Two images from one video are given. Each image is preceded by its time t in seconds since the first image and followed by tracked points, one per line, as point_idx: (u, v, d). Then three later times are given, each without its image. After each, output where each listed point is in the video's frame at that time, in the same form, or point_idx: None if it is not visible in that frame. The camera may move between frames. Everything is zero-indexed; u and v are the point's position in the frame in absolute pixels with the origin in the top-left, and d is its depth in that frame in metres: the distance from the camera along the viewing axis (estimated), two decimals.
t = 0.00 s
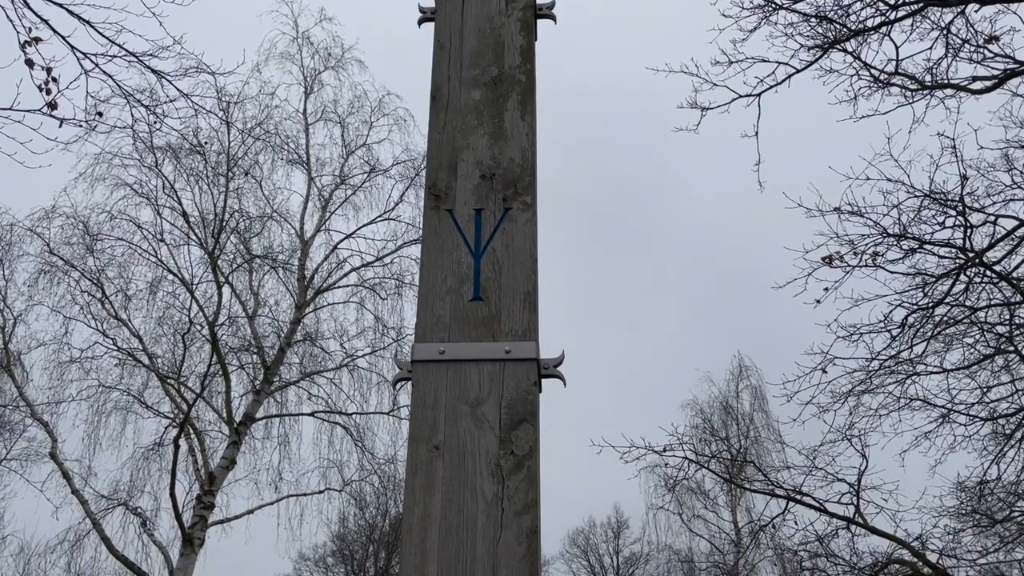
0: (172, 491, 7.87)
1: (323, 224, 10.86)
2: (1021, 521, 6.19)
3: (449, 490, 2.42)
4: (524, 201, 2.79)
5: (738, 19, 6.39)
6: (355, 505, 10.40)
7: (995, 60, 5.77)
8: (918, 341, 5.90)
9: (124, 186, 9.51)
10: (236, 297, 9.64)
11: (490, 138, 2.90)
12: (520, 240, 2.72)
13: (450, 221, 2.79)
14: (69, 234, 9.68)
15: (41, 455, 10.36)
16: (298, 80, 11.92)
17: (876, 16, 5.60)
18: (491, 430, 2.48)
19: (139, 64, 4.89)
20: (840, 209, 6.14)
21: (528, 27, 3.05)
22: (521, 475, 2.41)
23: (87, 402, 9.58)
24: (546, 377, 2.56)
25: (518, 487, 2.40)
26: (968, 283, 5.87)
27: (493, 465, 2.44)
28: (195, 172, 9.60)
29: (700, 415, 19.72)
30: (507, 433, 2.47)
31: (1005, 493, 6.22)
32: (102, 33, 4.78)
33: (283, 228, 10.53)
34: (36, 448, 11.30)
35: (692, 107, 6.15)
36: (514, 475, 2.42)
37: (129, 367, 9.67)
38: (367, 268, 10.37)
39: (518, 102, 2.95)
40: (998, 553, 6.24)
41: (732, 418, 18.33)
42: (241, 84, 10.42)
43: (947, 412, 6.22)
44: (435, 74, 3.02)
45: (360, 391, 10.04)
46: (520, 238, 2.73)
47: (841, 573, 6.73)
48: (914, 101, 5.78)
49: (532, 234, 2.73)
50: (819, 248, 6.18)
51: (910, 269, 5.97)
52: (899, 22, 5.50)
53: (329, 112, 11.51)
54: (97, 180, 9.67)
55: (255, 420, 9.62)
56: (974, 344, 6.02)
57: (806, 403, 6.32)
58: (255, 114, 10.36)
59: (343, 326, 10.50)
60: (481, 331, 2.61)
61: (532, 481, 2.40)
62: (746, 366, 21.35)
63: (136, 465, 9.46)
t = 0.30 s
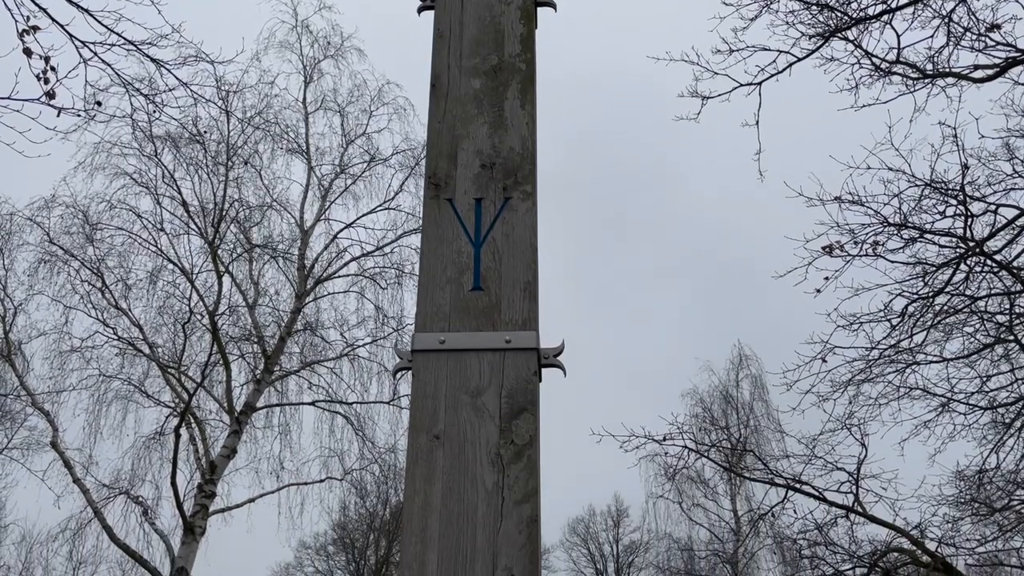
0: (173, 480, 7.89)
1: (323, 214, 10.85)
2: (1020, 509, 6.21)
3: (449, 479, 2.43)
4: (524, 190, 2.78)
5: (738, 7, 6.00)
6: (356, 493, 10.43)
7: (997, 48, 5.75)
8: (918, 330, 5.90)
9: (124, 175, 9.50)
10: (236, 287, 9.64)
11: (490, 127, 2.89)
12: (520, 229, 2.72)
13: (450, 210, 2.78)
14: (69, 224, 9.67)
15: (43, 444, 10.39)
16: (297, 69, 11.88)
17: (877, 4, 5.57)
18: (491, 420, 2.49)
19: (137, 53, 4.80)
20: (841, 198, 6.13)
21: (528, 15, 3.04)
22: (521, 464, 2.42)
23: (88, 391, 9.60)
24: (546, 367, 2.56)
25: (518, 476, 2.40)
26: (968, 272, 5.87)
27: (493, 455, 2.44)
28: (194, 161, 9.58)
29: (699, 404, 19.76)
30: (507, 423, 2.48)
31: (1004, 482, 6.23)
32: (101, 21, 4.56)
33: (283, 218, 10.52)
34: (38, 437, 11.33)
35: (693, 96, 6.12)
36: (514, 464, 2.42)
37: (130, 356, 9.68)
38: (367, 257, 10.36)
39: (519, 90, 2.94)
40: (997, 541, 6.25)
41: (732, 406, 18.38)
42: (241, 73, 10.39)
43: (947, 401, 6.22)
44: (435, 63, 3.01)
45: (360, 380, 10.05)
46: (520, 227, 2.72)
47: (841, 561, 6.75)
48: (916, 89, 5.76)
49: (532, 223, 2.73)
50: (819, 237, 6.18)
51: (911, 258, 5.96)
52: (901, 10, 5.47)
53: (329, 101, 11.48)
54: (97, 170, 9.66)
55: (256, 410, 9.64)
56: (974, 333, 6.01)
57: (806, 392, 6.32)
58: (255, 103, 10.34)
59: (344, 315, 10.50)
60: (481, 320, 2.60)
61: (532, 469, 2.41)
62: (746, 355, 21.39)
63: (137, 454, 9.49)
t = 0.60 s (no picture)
0: (174, 469, 7.91)
1: (323, 203, 10.84)
2: (1019, 497, 6.22)
3: (449, 468, 2.43)
4: (524, 179, 2.77)
5: None
6: (357, 482, 10.46)
7: (999, 36, 5.73)
8: (918, 319, 5.90)
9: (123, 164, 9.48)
10: (236, 276, 9.64)
11: (490, 115, 2.88)
12: (520, 219, 2.71)
13: (450, 199, 2.78)
14: (69, 213, 9.66)
15: (44, 433, 10.41)
16: (296, 57, 11.84)
17: None
18: (491, 409, 2.49)
19: (136, 40, 4.82)
20: (842, 187, 6.12)
21: (529, 3, 3.02)
22: (522, 453, 2.42)
23: (89, 380, 9.60)
24: (546, 356, 2.55)
25: (518, 465, 2.40)
26: (968, 261, 5.86)
27: (493, 444, 2.44)
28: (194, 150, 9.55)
29: (700, 393, 19.78)
30: (507, 412, 2.48)
31: (1003, 470, 6.25)
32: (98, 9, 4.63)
33: (282, 207, 10.50)
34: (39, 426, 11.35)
35: (693, 84, 6.09)
36: (514, 453, 2.42)
37: (130, 345, 9.69)
38: (367, 247, 10.36)
39: (519, 79, 2.92)
40: (996, 529, 6.28)
41: (732, 395, 18.39)
42: (240, 61, 10.36)
43: (947, 390, 6.22)
44: (434, 51, 3.00)
45: (361, 369, 10.06)
46: (520, 216, 2.71)
47: (840, 549, 6.77)
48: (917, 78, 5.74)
49: (532, 212, 2.72)
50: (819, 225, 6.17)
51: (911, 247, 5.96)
52: None
53: (329, 90, 11.44)
54: (97, 158, 9.64)
55: (257, 399, 9.66)
56: (974, 322, 6.01)
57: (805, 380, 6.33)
58: (254, 92, 10.31)
59: (344, 305, 10.50)
60: (481, 309, 2.60)
61: (532, 458, 2.41)
62: (747, 344, 21.39)
63: (138, 442, 9.50)
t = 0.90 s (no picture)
0: (176, 457, 7.93)
1: (323, 191, 10.82)
2: (1017, 486, 6.24)
3: (449, 457, 2.43)
4: (525, 168, 2.76)
5: None
6: (357, 470, 10.47)
7: (1001, 24, 5.70)
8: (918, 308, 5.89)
9: (123, 152, 9.46)
10: (236, 265, 9.62)
11: (490, 104, 2.87)
12: (520, 208, 2.70)
13: (450, 187, 2.77)
14: (69, 201, 9.64)
15: (45, 422, 10.43)
16: (296, 45, 11.79)
17: None
18: (492, 398, 2.48)
19: (136, 29, 4.74)
20: (843, 175, 6.10)
21: None
22: (522, 442, 2.42)
23: (90, 369, 9.61)
24: (546, 345, 2.55)
25: (518, 454, 2.40)
26: (969, 250, 5.85)
27: (493, 433, 2.44)
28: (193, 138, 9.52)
29: (699, 381, 19.80)
30: (507, 401, 2.47)
31: (1002, 459, 6.26)
32: None
33: (282, 195, 10.48)
34: (40, 415, 11.36)
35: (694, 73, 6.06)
36: (514, 442, 2.42)
37: (131, 334, 9.69)
38: (367, 236, 10.34)
39: (519, 67, 2.91)
40: (995, 518, 6.29)
41: (732, 384, 18.40)
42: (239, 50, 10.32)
43: (946, 378, 6.22)
44: (434, 39, 2.98)
45: (361, 358, 10.06)
46: (520, 205, 2.70)
47: (839, 537, 6.79)
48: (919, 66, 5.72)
49: (532, 201, 2.71)
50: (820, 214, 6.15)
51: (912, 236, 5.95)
52: None
53: (328, 78, 11.40)
54: (96, 147, 9.62)
55: (257, 387, 9.67)
56: (974, 311, 6.01)
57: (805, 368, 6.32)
58: (254, 80, 10.27)
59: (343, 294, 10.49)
60: (481, 298, 2.60)
61: (532, 447, 2.41)
62: (746, 333, 21.40)
63: (139, 431, 9.52)
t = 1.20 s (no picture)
0: (177, 446, 7.94)
1: (323, 180, 10.79)
2: (1016, 474, 6.25)
3: (449, 446, 2.43)
4: (525, 156, 2.75)
5: None
6: (358, 459, 10.49)
7: (1003, 12, 5.66)
8: (918, 297, 5.88)
9: (122, 140, 9.43)
10: (236, 253, 9.61)
11: (490, 92, 2.86)
12: (520, 196, 2.69)
13: (450, 176, 2.76)
14: (68, 190, 9.61)
15: (46, 410, 10.44)
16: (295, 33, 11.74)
17: None
18: (492, 386, 2.48)
19: (135, 16, 4.73)
20: (843, 163, 6.08)
21: None
22: (522, 430, 2.42)
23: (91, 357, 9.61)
24: (546, 334, 2.54)
25: (519, 442, 2.41)
26: (969, 238, 5.84)
27: (493, 421, 2.44)
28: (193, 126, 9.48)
29: (699, 370, 19.81)
30: (507, 390, 2.48)
31: (1001, 447, 6.26)
32: None
33: (282, 184, 10.46)
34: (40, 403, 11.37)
35: (694, 61, 6.02)
36: (514, 431, 2.43)
37: (131, 323, 9.68)
38: (367, 224, 10.32)
39: (519, 55, 2.89)
40: (994, 505, 6.31)
41: (732, 372, 18.41)
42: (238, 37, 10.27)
43: (946, 366, 6.22)
44: (434, 26, 2.97)
45: (362, 347, 10.06)
46: (520, 194, 2.70)
47: (838, 525, 6.80)
48: (920, 54, 5.69)
49: (532, 189, 2.70)
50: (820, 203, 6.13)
51: (913, 225, 5.94)
52: None
53: (328, 66, 11.35)
54: (95, 135, 9.58)
55: (258, 376, 9.67)
56: (974, 299, 6.00)
57: (805, 357, 6.32)
58: (252, 68, 10.23)
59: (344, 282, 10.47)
60: (481, 287, 2.59)
61: (532, 436, 2.41)
62: (747, 321, 21.39)
63: (140, 420, 9.53)
